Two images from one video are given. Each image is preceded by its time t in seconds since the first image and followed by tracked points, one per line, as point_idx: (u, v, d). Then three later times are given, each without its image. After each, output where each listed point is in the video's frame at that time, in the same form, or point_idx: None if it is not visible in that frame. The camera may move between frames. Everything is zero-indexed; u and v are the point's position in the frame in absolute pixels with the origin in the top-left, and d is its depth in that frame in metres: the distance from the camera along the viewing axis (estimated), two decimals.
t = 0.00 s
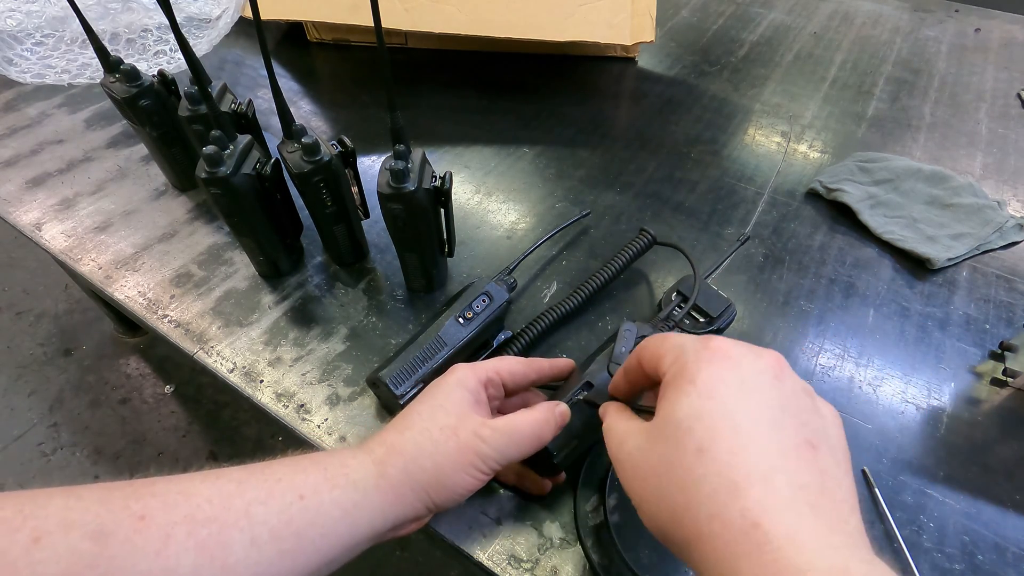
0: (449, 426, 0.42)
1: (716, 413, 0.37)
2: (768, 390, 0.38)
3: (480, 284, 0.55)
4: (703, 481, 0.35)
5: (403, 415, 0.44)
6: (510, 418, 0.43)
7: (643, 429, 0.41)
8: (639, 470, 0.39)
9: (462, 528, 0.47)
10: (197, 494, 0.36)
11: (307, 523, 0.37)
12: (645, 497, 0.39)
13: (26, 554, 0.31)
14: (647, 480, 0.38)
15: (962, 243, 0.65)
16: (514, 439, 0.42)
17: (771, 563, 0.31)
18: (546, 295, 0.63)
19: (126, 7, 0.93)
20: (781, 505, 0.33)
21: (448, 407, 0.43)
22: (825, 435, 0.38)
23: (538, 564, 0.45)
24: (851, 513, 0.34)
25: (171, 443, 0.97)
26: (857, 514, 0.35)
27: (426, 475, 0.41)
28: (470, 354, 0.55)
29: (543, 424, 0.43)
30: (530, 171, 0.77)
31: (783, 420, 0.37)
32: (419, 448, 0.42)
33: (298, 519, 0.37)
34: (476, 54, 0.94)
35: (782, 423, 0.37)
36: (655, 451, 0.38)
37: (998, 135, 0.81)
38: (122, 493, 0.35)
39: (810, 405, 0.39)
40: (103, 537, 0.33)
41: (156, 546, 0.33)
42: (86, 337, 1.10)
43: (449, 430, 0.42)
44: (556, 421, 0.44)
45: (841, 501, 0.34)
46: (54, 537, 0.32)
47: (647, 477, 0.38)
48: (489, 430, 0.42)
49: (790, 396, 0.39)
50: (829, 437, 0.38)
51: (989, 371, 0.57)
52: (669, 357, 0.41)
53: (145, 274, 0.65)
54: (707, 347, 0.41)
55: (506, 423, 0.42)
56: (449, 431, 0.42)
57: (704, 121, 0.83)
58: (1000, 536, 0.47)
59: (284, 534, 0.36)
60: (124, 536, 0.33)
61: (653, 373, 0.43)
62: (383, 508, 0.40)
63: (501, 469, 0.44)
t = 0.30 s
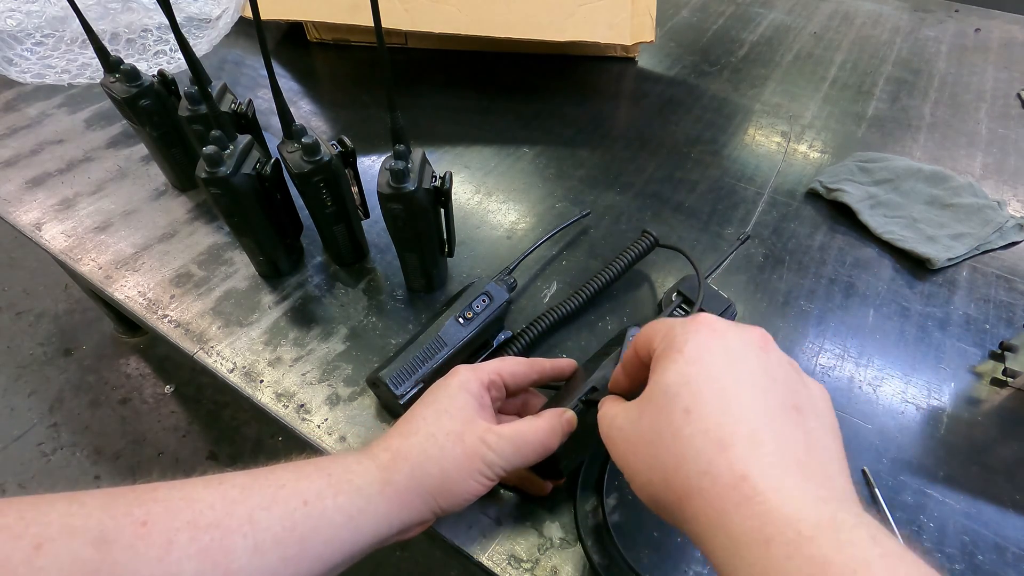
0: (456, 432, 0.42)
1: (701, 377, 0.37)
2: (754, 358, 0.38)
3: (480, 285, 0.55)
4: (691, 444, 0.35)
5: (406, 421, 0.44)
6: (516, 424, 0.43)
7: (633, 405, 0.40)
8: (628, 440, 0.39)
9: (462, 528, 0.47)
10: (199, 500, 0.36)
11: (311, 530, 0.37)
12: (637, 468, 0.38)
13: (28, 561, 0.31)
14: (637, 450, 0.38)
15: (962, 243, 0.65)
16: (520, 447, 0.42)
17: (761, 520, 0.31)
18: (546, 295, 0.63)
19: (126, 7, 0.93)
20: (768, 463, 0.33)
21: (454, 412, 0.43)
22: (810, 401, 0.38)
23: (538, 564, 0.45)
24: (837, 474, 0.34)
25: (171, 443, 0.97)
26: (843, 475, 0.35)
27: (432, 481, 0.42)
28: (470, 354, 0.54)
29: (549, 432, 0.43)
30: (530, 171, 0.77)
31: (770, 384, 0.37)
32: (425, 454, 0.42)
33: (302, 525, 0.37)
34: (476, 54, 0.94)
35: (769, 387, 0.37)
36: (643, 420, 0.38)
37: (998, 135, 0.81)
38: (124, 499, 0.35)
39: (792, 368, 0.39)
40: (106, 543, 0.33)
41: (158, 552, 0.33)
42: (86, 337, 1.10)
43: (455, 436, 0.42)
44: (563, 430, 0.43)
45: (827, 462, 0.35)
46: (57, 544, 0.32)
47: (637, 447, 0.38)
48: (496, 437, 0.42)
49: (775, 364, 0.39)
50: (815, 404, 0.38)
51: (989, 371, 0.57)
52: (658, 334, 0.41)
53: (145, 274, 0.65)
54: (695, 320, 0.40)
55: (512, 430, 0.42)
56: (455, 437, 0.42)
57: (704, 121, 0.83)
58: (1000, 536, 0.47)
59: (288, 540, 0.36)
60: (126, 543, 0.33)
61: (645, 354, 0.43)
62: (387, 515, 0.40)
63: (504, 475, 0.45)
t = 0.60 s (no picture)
0: (456, 427, 0.42)
1: (674, 337, 0.38)
2: (721, 314, 0.39)
3: (479, 285, 0.55)
4: (670, 395, 0.35)
5: (406, 417, 0.44)
6: (516, 421, 0.43)
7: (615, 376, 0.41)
8: (612, 405, 0.39)
9: (463, 528, 0.47)
10: (199, 498, 0.36)
11: (311, 527, 0.37)
12: (624, 436, 0.38)
13: (28, 559, 0.31)
14: (622, 418, 0.38)
15: (962, 243, 0.65)
16: (520, 443, 0.42)
17: (744, 454, 0.31)
18: (546, 296, 0.63)
19: (126, 7, 0.93)
20: (746, 401, 0.33)
21: (454, 408, 0.43)
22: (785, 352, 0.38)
23: (538, 564, 0.45)
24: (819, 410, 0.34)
25: (171, 443, 0.97)
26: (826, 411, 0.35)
27: (432, 477, 0.42)
28: (470, 354, 0.55)
29: (550, 430, 0.43)
30: (530, 171, 0.77)
31: (740, 335, 0.38)
32: (425, 449, 0.42)
33: (302, 522, 0.37)
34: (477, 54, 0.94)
35: (738, 338, 0.37)
36: (625, 388, 0.38)
37: (998, 135, 0.81)
38: (124, 498, 0.35)
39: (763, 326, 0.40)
40: (106, 541, 0.33)
41: (158, 550, 0.33)
42: (86, 337, 1.10)
43: (455, 432, 0.42)
44: (563, 427, 0.43)
45: (807, 398, 0.34)
46: (57, 542, 0.32)
47: (622, 416, 0.38)
48: (496, 433, 0.42)
49: (744, 320, 0.39)
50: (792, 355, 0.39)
51: (988, 371, 0.57)
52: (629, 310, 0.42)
53: (145, 274, 0.65)
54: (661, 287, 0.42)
55: (512, 427, 0.43)
56: (455, 433, 0.42)
57: (704, 121, 0.83)
58: (1000, 536, 0.47)
59: (288, 537, 0.36)
60: (126, 541, 0.33)
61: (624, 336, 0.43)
62: (387, 512, 0.40)
63: (505, 472, 0.45)
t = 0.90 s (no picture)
0: (458, 431, 0.42)
1: (707, 378, 0.37)
2: (754, 357, 0.38)
3: (479, 284, 0.55)
4: (701, 442, 0.35)
5: (407, 418, 0.44)
6: (518, 425, 0.43)
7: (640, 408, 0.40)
8: (636, 444, 0.39)
9: (463, 528, 0.47)
10: (199, 499, 0.36)
11: (311, 529, 0.37)
12: (646, 473, 0.38)
13: (29, 560, 0.31)
14: (646, 456, 0.38)
15: (962, 243, 0.65)
16: (522, 448, 0.42)
17: (778, 515, 0.31)
18: (546, 296, 0.63)
19: (126, 7, 0.93)
20: (780, 457, 0.33)
21: (456, 411, 0.43)
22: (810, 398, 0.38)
23: (538, 564, 0.45)
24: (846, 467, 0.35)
25: (171, 443, 0.97)
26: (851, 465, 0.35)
27: (434, 480, 0.41)
28: (470, 354, 0.54)
29: (552, 434, 0.43)
30: (531, 171, 0.76)
31: (773, 383, 0.37)
32: (426, 453, 0.42)
33: (302, 524, 0.37)
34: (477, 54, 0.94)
35: (770, 385, 0.37)
36: (652, 425, 0.38)
37: (998, 135, 0.81)
38: (124, 499, 0.35)
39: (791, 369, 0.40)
40: (106, 543, 0.33)
41: (158, 552, 0.33)
42: (86, 337, 1.10)
43: (457, 435, 0.42)
44: (565, 432, 0.43)
45: (835, 454, 0.35)
46: (57, 544, 0.32)
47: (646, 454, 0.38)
48: (498, 438, 0.42)
49: (774, 363, 0.39)
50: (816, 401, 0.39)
51: (989, 371, 0.57)
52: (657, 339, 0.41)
53: (145, 274, 0.65)
54: (691, 322, 0.41)
55: (514, 431, 0.42)
56: (457, 436, 0.42)
57: (704, 121, 0.83)
58: (1000, 535, 0.47)
59: (288, 540, 0.36)
60: (126, 542, 0.33)
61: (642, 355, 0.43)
62: (388, 515, 0.40)
63: (506, 474, 0.45)
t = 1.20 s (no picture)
0: (461, 432, 0.42)
1: (681, 348, 0.37)
2: (732, 331, 0.38)
3: (479, 284, 0.55)
4: (674, 407, 0.35)
5: (408, 419, 0.44)
6: (520, 426, 0.43)
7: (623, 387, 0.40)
8: (614, 414, 0.39)
9: (463, 528, 0.47)
10: (201, 498, 0.36)
11: (314, 530, 0.37)
12: (622, 443, 0.38)
13: (32, 557, 0.31)
14: (622, 425, 0.38)
15: (962, 243, 0.65)
16: (524, 449, 0.42)
17: (745, 470, 0.31)
18: (546, 296, 0.63)
19: (126, 7, 0.93)
20: (750, 418, 0.33)
21: (459, 413, 0.43)
22: (791, 372, 0.38)
23: (538, 564, 0.45)
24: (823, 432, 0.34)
25: (172, 443, 0.97)
26: (828, 432, 0.34)
27: (436, 481, 0.41)
28: (470, 354, 0.54)
29: (554, 435, 0.43)
30: (530, 171, 0.77)
31: (749, 353, 0.37)
32: (429, 454, 0.41)
33: (305, 524, 0.37)
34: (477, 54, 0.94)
35: (746, 355, 0.37)
36: (629, 396, 0.38)
37: (998, 135, 0.80)
38: (128, 497, 0.35)
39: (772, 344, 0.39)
40: (108, 540, 0.33)
41: (161, 550, 0.33)
42: (86, 337, 1.10)
43: (460, 437, 0.42)
44: (568, 432, 0.43)
45: (810, 420, 0.34)
46: (61, 540, 0.32)
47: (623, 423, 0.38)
48: (501, 439, 0.42)
49: (754, 337, 0.39)
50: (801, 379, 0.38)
51: (988, 371, 0.57)
52: (637, 317, 0.42)
53: (145, 274, 0.65)
54: (671, 297, 0.41)
55: (517, 432, 0.42)
56: (460, 438, 0.42)
57: (704, 121, 0.83)
58: (1000, 535, 0.47)
59: (291, 540, 0.36)
60: (129, 540, 0.33)
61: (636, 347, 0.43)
62: (391, 516, 0.40)
63: (507, 475, 0.45)
